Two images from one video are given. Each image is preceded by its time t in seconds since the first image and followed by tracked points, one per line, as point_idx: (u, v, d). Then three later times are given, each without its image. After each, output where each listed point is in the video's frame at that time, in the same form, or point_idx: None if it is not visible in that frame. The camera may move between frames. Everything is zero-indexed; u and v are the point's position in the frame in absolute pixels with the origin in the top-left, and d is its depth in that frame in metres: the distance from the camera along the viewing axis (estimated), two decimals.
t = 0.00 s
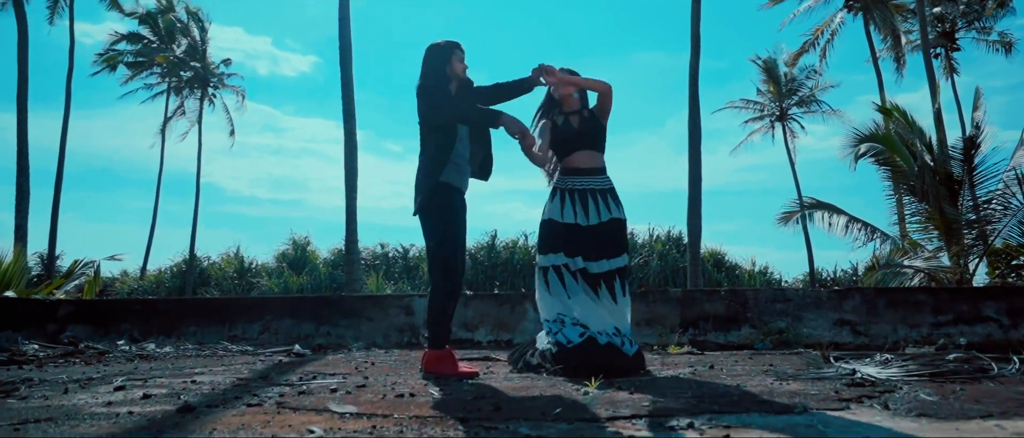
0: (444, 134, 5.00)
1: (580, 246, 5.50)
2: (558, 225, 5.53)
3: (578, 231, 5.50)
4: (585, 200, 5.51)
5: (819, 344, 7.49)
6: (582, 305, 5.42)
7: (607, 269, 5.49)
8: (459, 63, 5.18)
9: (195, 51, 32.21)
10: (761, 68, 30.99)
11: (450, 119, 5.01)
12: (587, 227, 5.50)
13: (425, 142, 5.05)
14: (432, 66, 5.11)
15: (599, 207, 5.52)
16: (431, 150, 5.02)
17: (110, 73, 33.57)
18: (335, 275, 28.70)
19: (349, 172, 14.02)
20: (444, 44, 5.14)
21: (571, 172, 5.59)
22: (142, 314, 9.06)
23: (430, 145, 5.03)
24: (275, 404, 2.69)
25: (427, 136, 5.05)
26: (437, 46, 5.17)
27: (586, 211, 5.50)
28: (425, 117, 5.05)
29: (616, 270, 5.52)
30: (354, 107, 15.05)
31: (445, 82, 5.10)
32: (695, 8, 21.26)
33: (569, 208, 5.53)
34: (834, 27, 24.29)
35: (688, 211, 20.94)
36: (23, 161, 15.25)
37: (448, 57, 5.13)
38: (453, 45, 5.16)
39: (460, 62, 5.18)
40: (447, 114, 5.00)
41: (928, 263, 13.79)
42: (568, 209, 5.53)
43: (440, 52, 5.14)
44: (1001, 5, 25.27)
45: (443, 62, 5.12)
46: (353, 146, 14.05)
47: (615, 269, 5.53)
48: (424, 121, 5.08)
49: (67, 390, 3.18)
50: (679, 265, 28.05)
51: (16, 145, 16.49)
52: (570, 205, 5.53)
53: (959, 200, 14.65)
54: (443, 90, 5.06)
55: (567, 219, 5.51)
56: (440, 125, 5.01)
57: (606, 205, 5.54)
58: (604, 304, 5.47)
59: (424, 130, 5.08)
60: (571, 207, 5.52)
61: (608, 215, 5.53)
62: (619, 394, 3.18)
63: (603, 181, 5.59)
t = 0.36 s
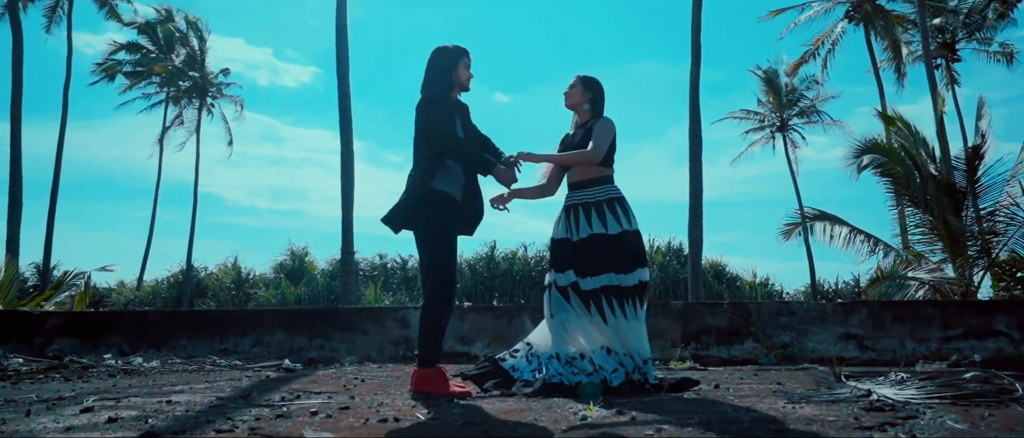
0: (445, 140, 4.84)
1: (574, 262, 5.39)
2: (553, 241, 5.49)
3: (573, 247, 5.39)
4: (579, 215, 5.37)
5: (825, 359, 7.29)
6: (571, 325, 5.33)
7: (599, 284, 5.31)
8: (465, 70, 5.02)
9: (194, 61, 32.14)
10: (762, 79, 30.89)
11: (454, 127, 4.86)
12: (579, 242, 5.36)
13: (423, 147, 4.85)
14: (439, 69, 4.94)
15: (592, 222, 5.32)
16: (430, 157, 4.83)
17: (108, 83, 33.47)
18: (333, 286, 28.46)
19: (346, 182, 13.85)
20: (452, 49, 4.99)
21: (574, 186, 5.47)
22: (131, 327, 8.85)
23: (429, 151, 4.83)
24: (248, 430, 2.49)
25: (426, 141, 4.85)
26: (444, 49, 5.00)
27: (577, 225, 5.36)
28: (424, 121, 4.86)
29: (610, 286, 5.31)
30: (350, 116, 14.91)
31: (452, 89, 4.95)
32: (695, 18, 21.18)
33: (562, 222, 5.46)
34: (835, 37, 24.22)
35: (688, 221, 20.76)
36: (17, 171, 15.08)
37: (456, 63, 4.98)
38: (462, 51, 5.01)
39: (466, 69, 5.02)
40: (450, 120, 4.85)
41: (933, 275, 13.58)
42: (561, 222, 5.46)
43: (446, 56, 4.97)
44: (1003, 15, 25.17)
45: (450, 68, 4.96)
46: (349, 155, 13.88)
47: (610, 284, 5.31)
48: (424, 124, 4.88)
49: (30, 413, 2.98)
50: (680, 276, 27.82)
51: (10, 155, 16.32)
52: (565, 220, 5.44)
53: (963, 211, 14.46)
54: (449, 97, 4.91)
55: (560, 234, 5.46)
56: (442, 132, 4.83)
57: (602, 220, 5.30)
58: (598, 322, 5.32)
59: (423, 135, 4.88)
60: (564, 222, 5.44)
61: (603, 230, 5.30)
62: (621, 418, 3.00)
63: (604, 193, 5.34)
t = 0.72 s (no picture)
0: (439, 160, 4.62)
1: (585, 282, 5.17)
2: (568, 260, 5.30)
3: (584, 267, 5.19)
4: (593, 235, 5.20)
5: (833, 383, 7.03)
6: (578, 347, 5.07)
7: (607, 310, 5.08)
8: (460, 87, 4.80)
9: (192, 79, 32.09)
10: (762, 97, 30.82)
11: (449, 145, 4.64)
12: (589, 264, 5.16)
13: (415, 166, 4.64)
14: (433, 86, 4.73)
15: (605, 244, 5.14)
16: (423, 177, 4.62)
17: (107, 100, 33.37)
18: (330, 306, 28.13)
19: (342, 199, 13.64)
20: (448, 64, 4.78)
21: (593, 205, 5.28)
22: (116, 348, 8.59)
23: (421, 170, 4.62)
24: None
25: (418, 161, 4.64)
26: (439, 64, 4.79)
27: (591, 246, 5.18)
28: (417, 140, 4.64)
29: (617, 313, 5.08)
30: (346, 133, 14.74)
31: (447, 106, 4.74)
32: (695, 35, 21.07)
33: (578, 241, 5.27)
34: (835, 55, 24.16)
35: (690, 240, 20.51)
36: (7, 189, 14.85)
37: (452, 78, 4.77)
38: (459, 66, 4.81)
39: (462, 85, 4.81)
40: (443, 138, 4.63)
41: (939, 295, 13.31)
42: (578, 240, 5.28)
43: (441, 70, 4.75)
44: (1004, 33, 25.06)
45: (446, 84, 4.75)
46: (345, 172, 13.68)
47: (617, 311, 5.08)
48: (415, 142, 4.67)
49: None
50: (680, 296, 27.52)
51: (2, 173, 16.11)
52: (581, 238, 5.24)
53: (968, 229, 14.22)
54: (444, 114, 4.69)
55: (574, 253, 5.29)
56: (434, 151, 4.63)
57: (616, 243, 5.12)
58: (605, 348, 5.07)
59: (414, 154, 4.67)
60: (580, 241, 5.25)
61: (613, 254, 5.12)
62: None
63: (620, 215, 5.16)
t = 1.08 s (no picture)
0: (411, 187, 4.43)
1: (588, 310, 4.93)
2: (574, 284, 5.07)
3: (589, 293, 4.96)
4: (599, 259, 4.98)
5: (841, 419, 6.74)
6: (581, 380, 4.83)
7: (610, 338, 4.83)
8: (433, 110, 4.64)
9: (190, 107, 32.10)
10: (761, 123, 30.74)
11: (420, 170, 4.46)
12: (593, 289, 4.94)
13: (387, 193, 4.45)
14: (401, 111, 4.57)
15: (611, 268, 4.92)
16: (396, 204, 4.42)
17: (105, 128, 33.32)
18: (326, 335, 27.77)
19: (336, 228, 13.40)
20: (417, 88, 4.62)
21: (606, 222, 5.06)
22: (98, 383, 8.30)
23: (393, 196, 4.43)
24: None
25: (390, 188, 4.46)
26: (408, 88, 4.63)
27: (597, 269, 4.96)
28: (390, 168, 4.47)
29: (620, 342, 4.81)
30: (341, 161, 14.56)
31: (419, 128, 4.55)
32: (694, 62, 21.01)
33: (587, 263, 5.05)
34: (834, 81, 24.10)
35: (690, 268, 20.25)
36: None
37: (422, 102, 4.60)
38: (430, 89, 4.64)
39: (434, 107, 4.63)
40: (415, 163, 4.46)
41: (946, 325, 13.00)
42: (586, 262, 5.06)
43: (410, 96, 4.59)
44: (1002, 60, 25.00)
45: (415, 107, 4.58)
46: (340, 201, 13.45)
47: (620, 339, 4.82)
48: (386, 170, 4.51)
49: None
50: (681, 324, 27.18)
51: None
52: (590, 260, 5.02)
53: (974, 257, 13.97)
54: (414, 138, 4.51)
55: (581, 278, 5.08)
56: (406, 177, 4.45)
57: (623, 266, 4.89)
58: (607, 382, 4.81)
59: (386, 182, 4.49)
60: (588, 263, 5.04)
61: (617, 278, 4.88)
62: None
63: (628, 237, 4.92)
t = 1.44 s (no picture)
0: (379, 220, 4.23)
1: (588, 360, 4.65)
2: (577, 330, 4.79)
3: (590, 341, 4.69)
4: (602, 303, 4.72)
5: None
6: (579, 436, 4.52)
7: (609, 390, 4.53)
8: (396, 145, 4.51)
9: (188, 148, 32.11)
10: (761, 164, 30.67)
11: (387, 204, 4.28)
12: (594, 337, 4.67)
13: (351, 225, 4.24)
14: (366, 145, 4.45)
15: (614, 315, 4.65)
16: (362, 238, 4.21)
17: (102, 169, 33.22)
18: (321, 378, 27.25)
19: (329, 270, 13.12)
20: (381, 123, 4.54)
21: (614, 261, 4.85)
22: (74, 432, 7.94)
23: (359, 227, 4.22)
24: None
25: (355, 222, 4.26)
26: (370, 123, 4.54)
27: (599, 316, 4.69)
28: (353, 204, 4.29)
29: (620, 395, 4.52)
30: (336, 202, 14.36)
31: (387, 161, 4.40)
32: (693, 103, 20.97)
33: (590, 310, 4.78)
34: (833, 122, 24.07)
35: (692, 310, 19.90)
36: None
37: (388, 136, 4.50)
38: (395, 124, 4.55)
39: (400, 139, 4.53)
40: (382, 194, 4.29)
41: (956, 369, 12.63)
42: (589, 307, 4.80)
43: (374, 129, 4.49)
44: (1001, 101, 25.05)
45: (381, 141, 4.47)
46: (334, 242, 13.20)
47: (620, 392, 4.52)
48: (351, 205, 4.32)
49: None
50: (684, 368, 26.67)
51: None
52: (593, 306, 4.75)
53: (983, 299, 13.71)
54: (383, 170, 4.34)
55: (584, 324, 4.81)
56: (370, 210, 4.26)
57: (626, 313, 4.63)
58: None
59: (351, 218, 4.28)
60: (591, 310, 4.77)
61: (618, 326, 4.62)
62: None
63: (633, 281, 4.68)
